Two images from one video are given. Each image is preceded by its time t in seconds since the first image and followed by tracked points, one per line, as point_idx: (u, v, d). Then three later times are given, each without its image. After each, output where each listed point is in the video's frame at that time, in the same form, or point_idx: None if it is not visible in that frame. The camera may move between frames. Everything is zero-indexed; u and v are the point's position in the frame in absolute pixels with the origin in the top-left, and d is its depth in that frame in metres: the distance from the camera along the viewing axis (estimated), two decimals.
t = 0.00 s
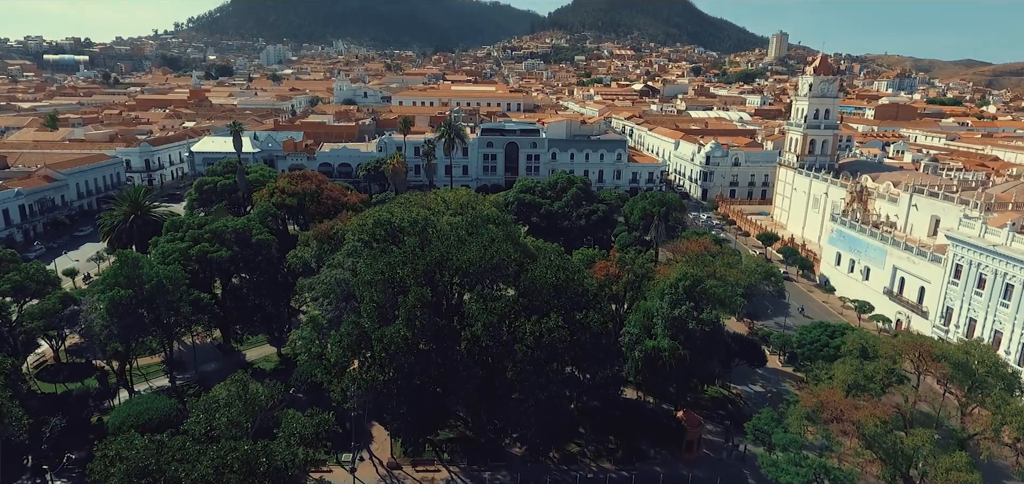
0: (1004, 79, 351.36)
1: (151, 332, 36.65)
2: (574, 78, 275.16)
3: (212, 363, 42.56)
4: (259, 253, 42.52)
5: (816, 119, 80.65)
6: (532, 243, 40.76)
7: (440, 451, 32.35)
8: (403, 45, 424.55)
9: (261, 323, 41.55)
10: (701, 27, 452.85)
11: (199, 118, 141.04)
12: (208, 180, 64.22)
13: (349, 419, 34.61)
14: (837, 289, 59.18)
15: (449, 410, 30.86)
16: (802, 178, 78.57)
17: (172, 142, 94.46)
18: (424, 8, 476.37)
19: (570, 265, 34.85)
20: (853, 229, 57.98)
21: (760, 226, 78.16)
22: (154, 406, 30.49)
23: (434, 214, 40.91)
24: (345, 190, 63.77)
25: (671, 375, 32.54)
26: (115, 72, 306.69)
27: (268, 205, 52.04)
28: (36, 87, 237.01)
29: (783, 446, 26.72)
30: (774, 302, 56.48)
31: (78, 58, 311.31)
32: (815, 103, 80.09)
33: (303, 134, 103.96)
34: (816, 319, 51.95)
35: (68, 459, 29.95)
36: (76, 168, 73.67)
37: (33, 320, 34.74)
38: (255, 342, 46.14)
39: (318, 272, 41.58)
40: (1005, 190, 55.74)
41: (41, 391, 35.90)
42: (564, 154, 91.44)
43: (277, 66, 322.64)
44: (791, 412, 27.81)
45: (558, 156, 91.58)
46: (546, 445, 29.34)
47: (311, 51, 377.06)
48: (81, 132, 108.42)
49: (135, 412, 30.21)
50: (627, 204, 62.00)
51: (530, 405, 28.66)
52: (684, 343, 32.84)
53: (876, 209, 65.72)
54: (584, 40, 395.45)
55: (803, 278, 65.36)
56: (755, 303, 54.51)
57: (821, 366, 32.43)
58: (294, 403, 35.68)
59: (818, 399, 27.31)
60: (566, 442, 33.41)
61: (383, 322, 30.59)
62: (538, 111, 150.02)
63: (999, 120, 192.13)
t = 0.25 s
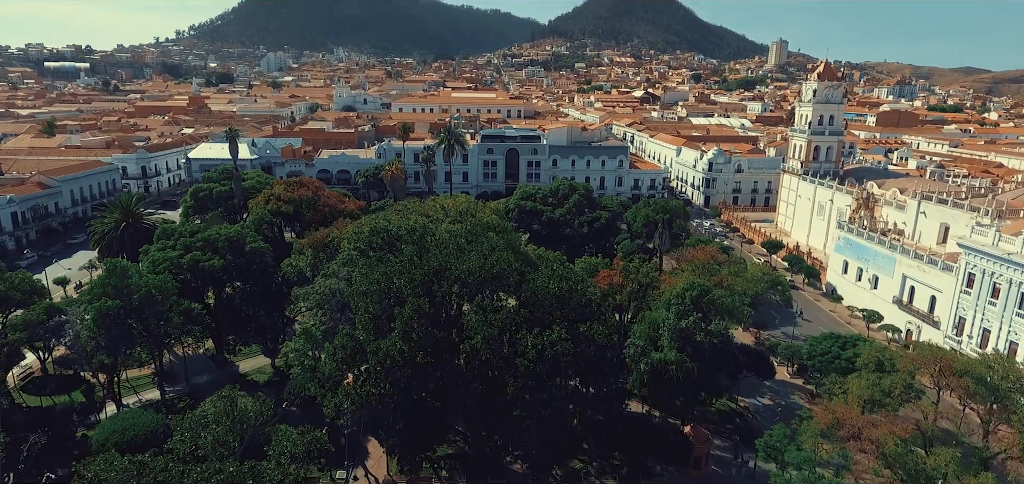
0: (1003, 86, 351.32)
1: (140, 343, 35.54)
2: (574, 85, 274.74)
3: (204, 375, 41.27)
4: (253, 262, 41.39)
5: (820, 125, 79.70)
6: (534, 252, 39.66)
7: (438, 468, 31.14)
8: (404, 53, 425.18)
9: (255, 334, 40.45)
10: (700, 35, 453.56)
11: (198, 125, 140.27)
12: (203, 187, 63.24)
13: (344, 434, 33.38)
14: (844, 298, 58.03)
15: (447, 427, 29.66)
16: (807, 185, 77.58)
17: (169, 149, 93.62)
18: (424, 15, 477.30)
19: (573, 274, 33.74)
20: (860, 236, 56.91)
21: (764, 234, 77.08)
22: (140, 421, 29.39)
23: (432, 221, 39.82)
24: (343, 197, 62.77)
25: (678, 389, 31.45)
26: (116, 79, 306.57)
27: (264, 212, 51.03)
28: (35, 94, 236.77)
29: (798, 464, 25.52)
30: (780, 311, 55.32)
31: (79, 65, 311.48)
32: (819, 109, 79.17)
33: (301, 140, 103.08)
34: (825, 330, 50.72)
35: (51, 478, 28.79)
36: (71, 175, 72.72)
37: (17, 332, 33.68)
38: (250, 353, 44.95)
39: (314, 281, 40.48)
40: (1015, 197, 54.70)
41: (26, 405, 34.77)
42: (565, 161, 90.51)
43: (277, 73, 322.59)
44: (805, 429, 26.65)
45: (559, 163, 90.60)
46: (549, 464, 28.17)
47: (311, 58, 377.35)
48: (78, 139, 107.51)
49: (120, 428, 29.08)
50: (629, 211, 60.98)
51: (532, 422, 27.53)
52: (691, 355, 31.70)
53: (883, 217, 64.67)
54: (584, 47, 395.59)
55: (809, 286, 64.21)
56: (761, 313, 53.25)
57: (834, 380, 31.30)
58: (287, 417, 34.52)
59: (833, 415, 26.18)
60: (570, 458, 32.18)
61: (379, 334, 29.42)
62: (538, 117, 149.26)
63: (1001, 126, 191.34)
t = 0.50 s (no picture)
0: (1004, 92, 350.95)
1: (130, 354, 34.56)
2: (574, 91, 274.24)
3: (196, 385, 40.20)
4: (247, 269, 40.41)
5: (824, 130, 78.73)
6: (535, 259, 38.68)
7: None
8: (404, 59, 425.31)
9: (249, 344, 39.44)
10: (700, 41, 453.96)
11: (196, 130, 139.47)
12: (199, 193, 62.32)
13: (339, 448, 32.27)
14: (851, 306, 56.98)
15: (446, 442, 28.59)
16: (811, 191, 76.62)
17: (167, 154, 92.80)
18: (424, 22, 477.97)
19: (576, 282, 32.77)
20: (867, 243, 55.92)
21: (768, 240, 76.05)
22: (128, 435, 28.35)
23: (431, 228, 38.84)
24: (340, 204, 61.79)
25: (685, 401, 30.40)
26: (116, 85, 306.22)
27: (259, 219, 50.05)
28: (35, 99, 236.39)
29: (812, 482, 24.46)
30: (786, 320, 54.30)
31: (79, 71, 311.32)
32: (823, 114, 78.23)
33: (300, 146, 102.20)
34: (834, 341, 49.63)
35: None
36: (66, 181, 71.80)
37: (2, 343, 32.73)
38: (244, 362, 43.94)
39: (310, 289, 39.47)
40: None
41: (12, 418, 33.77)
42: (566, 166, 89.60)
43: (278, 79, 322.39)
44: (818, 445, 25.60)
45: (560, 168, 89.68)
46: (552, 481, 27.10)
47: (312, 64, 377.39)
48: (75, 144, 106.62)
49: (106, 442, 28.04)
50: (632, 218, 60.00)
51: (534, 438, 26.49)
52: (698, 366, 30.67)
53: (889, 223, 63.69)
54: (584, 54, 395.58)
55: (815, 293, 63.16)
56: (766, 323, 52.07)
57: (846, 392, 30.24)
58: (281, 430, 33.46)
59: (848, 430, 25.14)
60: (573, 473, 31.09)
61: (375, 345, 28.43)
62: (538, 123, 148.51)
63: (1003, 132, 190.47)
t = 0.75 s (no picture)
0: (1004, 99, 350.67)
1: (117, 366, 33.42)
2: (574, 98, 273.88)
3: (187, 398, 38.97)
4: (240, 278, 39.22)
5: (829, 136, 77.90)
6: (537, 268, 37.53)
7: None
8: (405, 66, 425.66)
9: (241, 355, 38.25)
10: (700, 48, 454.54)
11: (195, 137, 138.63)
12: (194, 199, 61.28)
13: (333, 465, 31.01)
14: (858, 315, 55.81)
15: (444, 460, 27.36)
16: (816, 197, 75.64)
17: (163, 161, 91.78)
18: (425, 29, 478.64)
19: (579, 291, 31.65)
20: (875, 251, 54.81)
21: (772, 247, 74.94)
22: (112, 451, 27.16)
23: (429, 236, 37.59)
24: (338, 210, 60.66)
25: (694, 416, 29.19)
26: (116, 92, 306.00)
27: (255, 226, 48.94)
28: (35, 106, 235.91)
29: None
30: (793, 329, 53.10)
31: (79, 78, 311.14)
32: (828, 119, 77.29)
33: (298, 152, 101.28)
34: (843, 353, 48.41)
35: None
36: (60, 187, 70.73)
37: None
38: (235, 374, 42.69)
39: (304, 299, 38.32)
40: None
41: None
42: (567, 173, 88.61)
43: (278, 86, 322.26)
44: (835, 463, 24.40)
45: (561, 175, 88.71)
46: None
47: (312, 72, 377.58)
48: (72, 150, 105.74)
49: (89, 459, 26.84)
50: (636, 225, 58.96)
51: (536, 457, 25.31)
52: (706, 379, 29.48)
53: (896, 230, 62.65)
54: (584, 61, 395.76)
55: (821, 302, 61.94)
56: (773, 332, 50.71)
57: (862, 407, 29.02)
58: (273, 446, 32.24)
59: (866, 448, 23.94)
60: None
61: (370, 358, 27.29)
62: (539, 130, 147.70)
63: (1005, 139, 189.64)
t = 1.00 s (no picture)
0: (1004, 106, 350.35)
1: (105, 377, 32.45)
2: (574, 104, 273.52)
3: (178, 409, 37.88)
4: (233, 285, 38.21)
5: (832, 141, 76.99)
6: (538, 275, 36.54)
7: None
8: (405, 73, 425.84)
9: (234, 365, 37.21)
10: (700, 55, 454.94)
11: (193, 143, 137.88)
12: (190, 205, 60.35)
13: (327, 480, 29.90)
14: (866, 323, 54.77)
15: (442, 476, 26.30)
16: (820, 203, 74.73)
17: (161, 166, 90.99)
18: (425, 36, 479.14)
19: (582, 300, 30.68)
20: (882, 257, 53.83)
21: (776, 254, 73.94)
22: (96, 466, 26.15)
23: (427, 242, 36.63)
24: (335, 216, 59.72)
25: (701, 429, 28.12)
26: (116, 98, 305.82)
27: (250, 232, 48.03)
28: (34, 112, 235.45)
29: None
30: (799, 337, 52.08)
31: (79, 85, 311.01)
32: (831, 124, 76.42)
33: (296, 158, 100.42)
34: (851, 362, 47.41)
35: None
36: (54, 193, 69.86)
37: None
38: (229, 384, 41.62)
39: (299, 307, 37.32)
40: None
41: None
42: (568, 178, 87.73)
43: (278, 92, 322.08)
44: (850, 480, 23.31)
45: (562, 180, 87.80)
46: None
47: (312, 78, 377.60)
48: (68, 156, 104.87)
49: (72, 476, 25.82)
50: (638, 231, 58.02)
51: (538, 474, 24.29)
52: (714, 391, 28.45)
53: (903, 236, 61.69)
54: (584, 67, 395.91)
55: (827, 309, 60.92)
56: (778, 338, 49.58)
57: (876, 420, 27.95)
58: (265, 460, 31.17)
59: (883, 464, 22.88)
60: None
61: (365, 370, 26.30)
62: (539, 135, 146.95)
63: (1007, 145, 188.77)
